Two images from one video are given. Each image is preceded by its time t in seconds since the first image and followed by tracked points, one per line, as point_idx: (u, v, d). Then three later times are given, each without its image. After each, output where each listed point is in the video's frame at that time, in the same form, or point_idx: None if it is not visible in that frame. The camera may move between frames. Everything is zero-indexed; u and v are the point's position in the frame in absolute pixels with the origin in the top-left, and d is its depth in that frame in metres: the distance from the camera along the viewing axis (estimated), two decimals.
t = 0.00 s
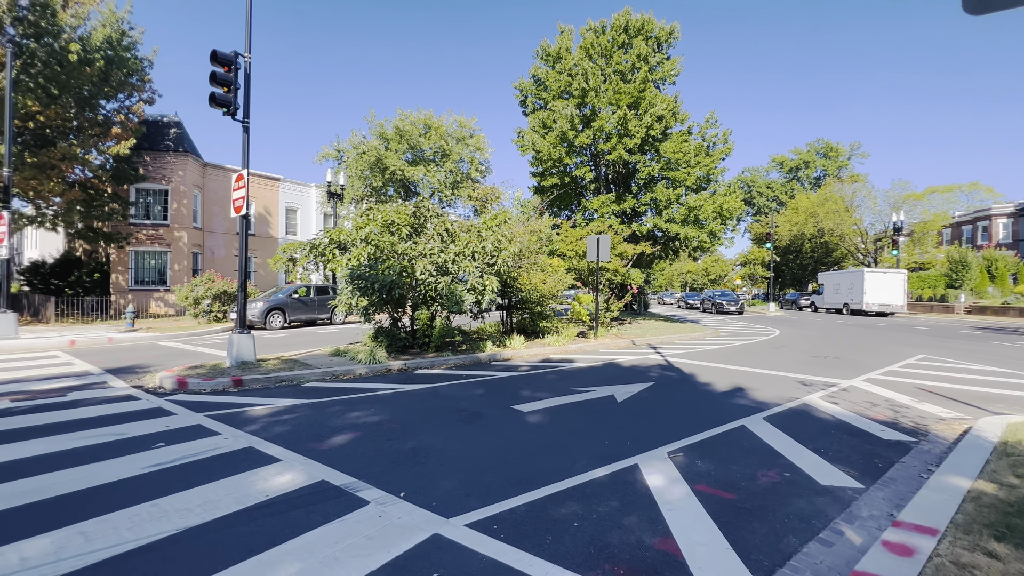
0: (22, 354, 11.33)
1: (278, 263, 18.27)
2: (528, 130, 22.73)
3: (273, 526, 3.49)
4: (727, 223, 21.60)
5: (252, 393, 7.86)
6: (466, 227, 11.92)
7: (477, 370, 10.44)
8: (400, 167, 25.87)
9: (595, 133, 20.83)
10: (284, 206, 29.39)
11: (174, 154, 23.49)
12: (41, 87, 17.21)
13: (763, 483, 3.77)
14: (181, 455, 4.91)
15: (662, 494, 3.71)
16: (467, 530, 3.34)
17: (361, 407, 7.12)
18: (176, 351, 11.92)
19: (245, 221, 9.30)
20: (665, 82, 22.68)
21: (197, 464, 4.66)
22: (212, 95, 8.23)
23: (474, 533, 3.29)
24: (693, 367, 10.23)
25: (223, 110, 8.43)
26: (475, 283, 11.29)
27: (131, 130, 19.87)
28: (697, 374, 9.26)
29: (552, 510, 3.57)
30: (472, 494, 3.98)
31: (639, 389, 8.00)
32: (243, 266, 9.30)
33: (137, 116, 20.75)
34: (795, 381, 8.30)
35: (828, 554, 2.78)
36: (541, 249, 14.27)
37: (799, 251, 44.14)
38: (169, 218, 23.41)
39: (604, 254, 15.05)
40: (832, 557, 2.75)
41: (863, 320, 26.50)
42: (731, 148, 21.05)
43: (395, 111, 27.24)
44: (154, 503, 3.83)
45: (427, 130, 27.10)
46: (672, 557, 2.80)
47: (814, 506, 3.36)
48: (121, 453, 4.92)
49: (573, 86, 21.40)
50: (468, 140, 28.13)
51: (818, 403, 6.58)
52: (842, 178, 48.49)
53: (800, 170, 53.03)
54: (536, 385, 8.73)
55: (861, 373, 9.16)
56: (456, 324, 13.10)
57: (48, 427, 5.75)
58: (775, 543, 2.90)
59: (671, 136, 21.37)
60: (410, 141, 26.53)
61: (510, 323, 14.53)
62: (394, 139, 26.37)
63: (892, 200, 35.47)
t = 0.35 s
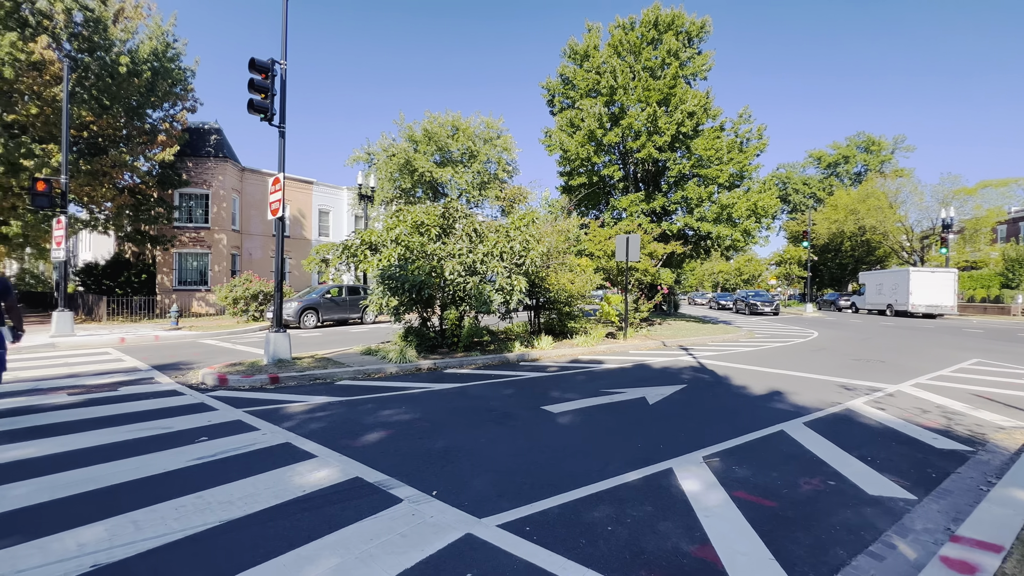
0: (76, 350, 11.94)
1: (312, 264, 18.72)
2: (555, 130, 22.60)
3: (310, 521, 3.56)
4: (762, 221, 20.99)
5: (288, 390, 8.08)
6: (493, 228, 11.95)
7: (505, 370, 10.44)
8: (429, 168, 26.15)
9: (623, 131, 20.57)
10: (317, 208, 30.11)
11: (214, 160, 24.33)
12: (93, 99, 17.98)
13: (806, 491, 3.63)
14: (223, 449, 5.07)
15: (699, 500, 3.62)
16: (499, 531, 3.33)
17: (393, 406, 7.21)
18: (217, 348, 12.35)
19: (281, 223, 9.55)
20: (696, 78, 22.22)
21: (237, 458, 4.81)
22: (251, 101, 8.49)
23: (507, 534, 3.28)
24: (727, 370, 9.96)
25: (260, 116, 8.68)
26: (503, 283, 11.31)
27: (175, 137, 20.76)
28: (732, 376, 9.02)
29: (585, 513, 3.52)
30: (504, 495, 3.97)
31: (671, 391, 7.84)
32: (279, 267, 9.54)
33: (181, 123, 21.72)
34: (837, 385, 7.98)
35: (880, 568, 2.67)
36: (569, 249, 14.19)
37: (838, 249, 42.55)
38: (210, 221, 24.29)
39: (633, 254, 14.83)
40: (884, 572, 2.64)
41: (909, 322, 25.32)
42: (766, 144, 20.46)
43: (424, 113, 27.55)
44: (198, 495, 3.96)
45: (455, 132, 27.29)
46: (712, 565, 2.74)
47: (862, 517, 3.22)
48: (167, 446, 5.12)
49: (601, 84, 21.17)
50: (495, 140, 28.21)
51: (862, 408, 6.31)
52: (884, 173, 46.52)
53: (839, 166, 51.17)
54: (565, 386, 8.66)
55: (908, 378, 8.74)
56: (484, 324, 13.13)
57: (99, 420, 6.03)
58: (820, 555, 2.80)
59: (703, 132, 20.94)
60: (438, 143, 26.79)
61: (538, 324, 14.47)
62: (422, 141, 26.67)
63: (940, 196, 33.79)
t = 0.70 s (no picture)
0: (124, 347, 12.50)
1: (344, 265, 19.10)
2: (583, 128, 22.38)
3: (345, 516, 3.62)
4: (798, 219, 20.35)
5: (322, 388, 8.25)
6: (521, 227, 11.95)
7: (533, 370, 10.42)
8: (457, 169, 26.31)
9: (653, 128, 20.25)
10: (348, 210, 30.72)
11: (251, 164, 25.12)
12: (141, 108, 18.78)
13: (851, 500, 3.49)
14: (261, 444, 5.22)
15: (736, 505, 3.52)
16: (530, 531, 3.31)
17: (423, 404, 7.27)
18: (254, 346, 12.74)
19: (314, 225, 9.76)
20: (728, 72, 21.71)
21: (274, 453, 4.93)
22: (286, 106, 8.71)
23: (538, 535, 3.26)
24: (763, 372, 9.68)
25: (294, 120, 8.89)
26: (531, 283, 11.29)
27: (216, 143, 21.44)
28: (768, 379, 8.74)
29: (617, 516, 3.47)
30: (534, 495, 3.95)
31: (704, 394, 7.66)
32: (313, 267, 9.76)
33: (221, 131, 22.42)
34: (882, 390, 7.63)
35: None
36: (597, 248, 14.07)
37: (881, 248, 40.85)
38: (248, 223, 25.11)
39: (663, 253, 14.57)
40: None
41: (959, 324, 24.06)
42: (802, 139, 19.84)
43: (451, 115, 27.77)
44: (238, 488, 4.08)
45: (482, 132, 27.40)
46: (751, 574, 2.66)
47: (912, 529, 3.07)
48: (208, 439, 5.29)
49: (629, 81, 20.90)
50: (522, 140, 28.21)
51: (910, 415, 6.01)
52: (931, 168, 44.38)
53: (881, 160, 49.17)
54: (594, 386, 8.57)
55: (959, 383, 8.29)
56: (512, 324, 13.13)
57: (146, 413, 6.30)
58: (868, 568, 2.68)
59: (736, 128, 20.46)
60: (466, 144, 26.94)
61: (565, 324, 14.39)
62: (450, 142, 26.88)
63: (993, 190, 32.03)
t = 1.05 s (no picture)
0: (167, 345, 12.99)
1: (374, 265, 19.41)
2: (610, 126, 22.06)
3: (374, 513, 3.64)
4: (837, 216, 19.61)
5: (352, 386, 8.37)
6: (548, 227, 11.87)
7: (561, 370, 10.34)
8: (484, 170, 26.40)
9: (683, 124, 19.84)
10: (378, 211, 31.22)
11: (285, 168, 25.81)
12: (184, 116, 19.39)
13: (900, 512, 3.30)
14: (294, 439, 5.31)
15: (775, 513, 3.38)
16: (560, 535, 3.25)
17: (451, 403, 7.29)
18: (288, 344, 13.05)
19: (345, 225, 9.91)
20: (762, 65, 21.10)
21: (306, 448, 5.01)
22: (319, 110, 8.87)
23: (568, 537, 3.20)
24: (800, 375, 9.33)
25: (326, 124, 9.05)
26: (559, 282, 11.20)
27: (252, 148, 22.09)
28: (806, 383, 8.42)
29: (650, 521, 3.38)
30: (563, 497, 3.88)
31: (738, 397, 7.43)
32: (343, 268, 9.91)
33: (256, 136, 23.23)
34: (931, 396, 7.24)
35: None
36: (625, 248, 13.87)
37: (927, 246, 38.96)
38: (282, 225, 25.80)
39: (694, 252, 14.24)
40: None
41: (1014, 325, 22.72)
42: (841, 132, 19.11)
43: (479, 116, 27.89)
44: (272, 482, 4.15)
45: (509, 133, 27.40)
46: None
47: (970, 545, 2.88)
48: (244, 434, 5.42)
49: (658, 77, 20.53)
50: (549, 140, 28.09)
51: (962, 422, 5.68)
52: (982, 160, 42.08)
53: (927, 154, 46.96)
54: (624, 387, 8.43)
55: (1016, 389, 7.81)
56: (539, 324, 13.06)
57: (187, 408, 6.51)
58: None
59: (770, 122, 19.86)
60: (492, 144, 27.01)
61: (593, 325, 14.23)
62: (477, 143, 26.99)
63: None
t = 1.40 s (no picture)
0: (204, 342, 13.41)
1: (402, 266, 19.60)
2: (639, 123, 21.64)
3: (401, 512, 3.60)
4: (879, 213, 18.78)
5: (379, 384, 8.42)
6: (575, 226, 11.72)
7: (589, 371, 10.19)
8: (510, 170, 26.37)
9: (715, 120, 19.35)
10: (406, 212, 31.58)
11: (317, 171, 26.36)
12: (222, 122, 20.12)
13: (957, 527, 3.07)
14: (323, 436, 5.35)
15: (818, 525, 3.19)
16: (589, 540, 3.14)
17: (477, 403, 7.25)
18: (320, 343, 13.31)
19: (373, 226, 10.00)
20: (799, 57, 20.39)
21: (335, 446, 5.04)
22: (348, 113, 8.98)
23: (597, 543, 3.09)
24: (840, 379, 8.92)
25: (356, 126, 9.15)
26: (586, 282, 11.05)
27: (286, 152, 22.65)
28: (847, 387, 8.04)
29: (683, 529, 3.23)
30: (591, 501, 3.77)
31: (774, 401, 7.15)
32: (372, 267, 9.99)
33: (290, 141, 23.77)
34: (985, 403, 6.79)
35: None
36: (654, 247, 13.60)
37: (978, 243, 36.92)
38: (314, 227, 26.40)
39: (726, 251, 13.84)
40: None
41: None
42: (884, 125, 18.29)
43: (505, 116, 27.88)
44: (302, 478, 4.17)
45: (535, 132, 27.29)
46: None
47: None
48: (276, 430, 5.49)
49: (689, 72, 20.07)
50: (576, 138, 27.85)
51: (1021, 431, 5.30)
52: None
53: (979, 146, 44.50)
54: (653, 389, 8.23)
55: None
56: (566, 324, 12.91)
57: (222, 404, 6.66)
58: None
59: (808, 115, 19.18)
60: (519, 144, 26.96)
61: (621, 326, 13.99)
62: (504, 143, 26.97)
63: None
